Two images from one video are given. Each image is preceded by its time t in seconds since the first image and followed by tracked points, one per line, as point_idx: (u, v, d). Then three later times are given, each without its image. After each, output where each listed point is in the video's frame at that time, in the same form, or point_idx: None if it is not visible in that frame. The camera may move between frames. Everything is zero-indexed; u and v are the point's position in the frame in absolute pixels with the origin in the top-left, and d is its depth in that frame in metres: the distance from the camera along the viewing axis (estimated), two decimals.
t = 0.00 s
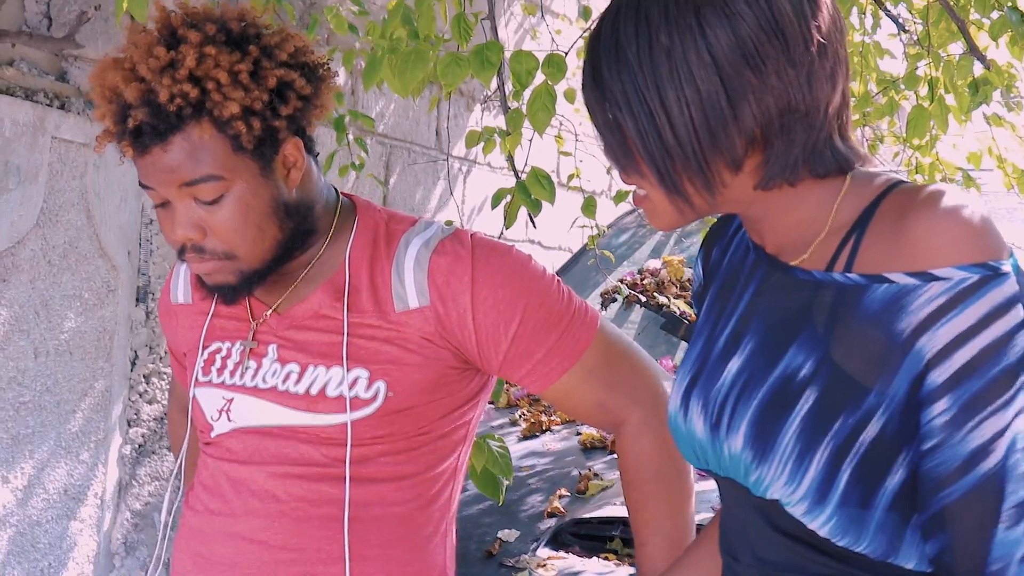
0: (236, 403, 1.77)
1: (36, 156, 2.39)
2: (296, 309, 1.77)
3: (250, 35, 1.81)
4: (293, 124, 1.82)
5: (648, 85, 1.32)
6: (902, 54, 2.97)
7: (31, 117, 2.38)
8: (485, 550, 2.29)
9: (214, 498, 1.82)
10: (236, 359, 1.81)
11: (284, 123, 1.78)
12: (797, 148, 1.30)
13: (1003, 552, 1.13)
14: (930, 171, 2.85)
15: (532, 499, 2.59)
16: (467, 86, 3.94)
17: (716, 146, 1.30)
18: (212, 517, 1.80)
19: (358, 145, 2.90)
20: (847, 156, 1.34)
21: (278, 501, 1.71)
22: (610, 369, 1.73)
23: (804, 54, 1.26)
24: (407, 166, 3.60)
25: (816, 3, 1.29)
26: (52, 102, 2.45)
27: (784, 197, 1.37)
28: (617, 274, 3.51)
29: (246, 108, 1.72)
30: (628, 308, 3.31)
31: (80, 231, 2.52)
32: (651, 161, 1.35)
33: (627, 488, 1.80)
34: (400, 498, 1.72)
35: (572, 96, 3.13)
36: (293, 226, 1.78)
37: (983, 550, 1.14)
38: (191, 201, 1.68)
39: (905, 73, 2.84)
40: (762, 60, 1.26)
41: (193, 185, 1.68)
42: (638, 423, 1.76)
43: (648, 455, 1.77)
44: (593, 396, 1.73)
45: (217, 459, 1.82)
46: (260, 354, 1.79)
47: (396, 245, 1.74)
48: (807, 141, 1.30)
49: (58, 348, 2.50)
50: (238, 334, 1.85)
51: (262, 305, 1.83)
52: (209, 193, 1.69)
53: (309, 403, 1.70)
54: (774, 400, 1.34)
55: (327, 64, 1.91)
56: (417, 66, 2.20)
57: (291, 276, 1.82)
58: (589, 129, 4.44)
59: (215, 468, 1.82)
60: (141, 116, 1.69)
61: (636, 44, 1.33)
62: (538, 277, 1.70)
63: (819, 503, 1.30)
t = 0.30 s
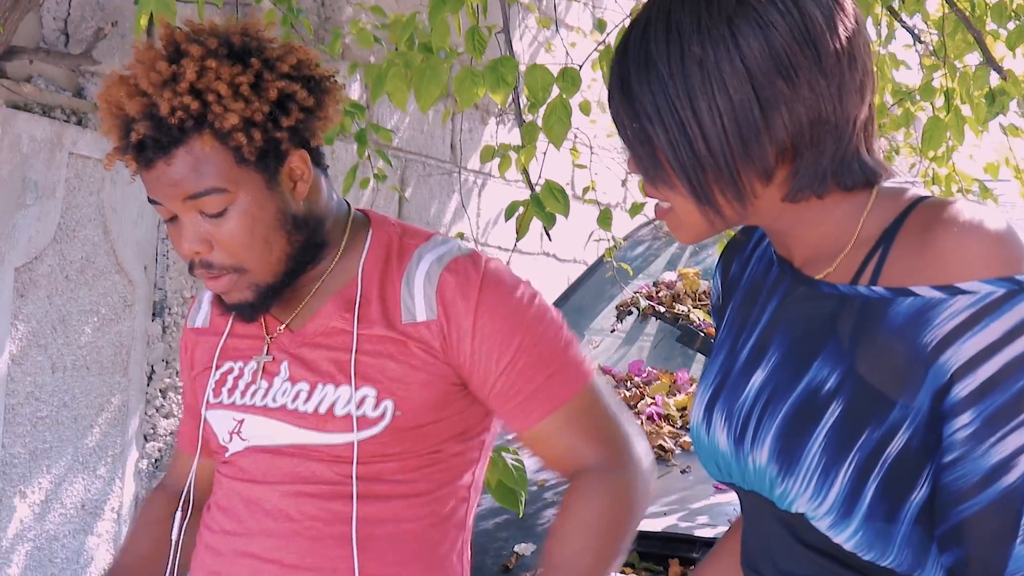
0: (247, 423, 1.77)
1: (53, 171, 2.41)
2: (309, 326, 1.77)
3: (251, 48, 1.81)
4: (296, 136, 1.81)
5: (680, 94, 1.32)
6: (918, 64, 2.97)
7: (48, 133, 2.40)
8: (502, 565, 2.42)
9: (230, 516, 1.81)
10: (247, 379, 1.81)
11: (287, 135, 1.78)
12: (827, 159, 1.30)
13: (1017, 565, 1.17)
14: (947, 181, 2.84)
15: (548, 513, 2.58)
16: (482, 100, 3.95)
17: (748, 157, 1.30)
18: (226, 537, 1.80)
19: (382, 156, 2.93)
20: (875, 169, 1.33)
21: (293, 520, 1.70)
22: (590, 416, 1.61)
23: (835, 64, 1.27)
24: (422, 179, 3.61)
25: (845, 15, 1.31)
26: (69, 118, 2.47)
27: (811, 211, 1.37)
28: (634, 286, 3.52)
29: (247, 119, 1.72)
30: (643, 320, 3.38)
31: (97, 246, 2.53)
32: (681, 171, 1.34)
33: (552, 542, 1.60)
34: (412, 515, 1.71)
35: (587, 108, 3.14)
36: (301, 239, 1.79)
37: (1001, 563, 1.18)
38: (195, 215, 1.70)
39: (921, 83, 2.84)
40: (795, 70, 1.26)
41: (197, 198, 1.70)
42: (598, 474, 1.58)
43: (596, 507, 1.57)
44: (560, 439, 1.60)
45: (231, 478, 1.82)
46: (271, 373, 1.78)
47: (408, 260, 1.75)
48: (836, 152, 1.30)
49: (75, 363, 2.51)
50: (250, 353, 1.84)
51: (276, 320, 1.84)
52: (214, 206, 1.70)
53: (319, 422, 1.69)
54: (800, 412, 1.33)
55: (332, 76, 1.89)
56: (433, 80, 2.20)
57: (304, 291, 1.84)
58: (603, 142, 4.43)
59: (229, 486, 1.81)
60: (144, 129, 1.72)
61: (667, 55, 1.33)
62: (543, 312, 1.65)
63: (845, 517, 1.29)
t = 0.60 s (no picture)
0: (244, 439, 1.75)
1: (45, 193, 2.41)
2: (308, 343, 1.76)
3: (262, 58, 1.83)
4: (301, 144, 1.82)
5: (678, 113, 1.32)
6: (906, 83, 2.99)
7: (39, 156, 2.39)
8: None
9: (224, 538, 1.80)
10: (244, 396, 1.79)
11: (290, 139, 1.78)
12: (824, 178, 1.30)
13: None
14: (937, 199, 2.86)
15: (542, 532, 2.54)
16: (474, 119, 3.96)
17: (745, 176, 1.30)
18: (222, 554, 1.78)
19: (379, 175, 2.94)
20: (872, 188, 1.34)
21: (291, 537, 1.69)
22: (520, 480, 1.54)
23: (833, 85, 1.27)
24: (415, 198, 3.62)
25: (845, 37, 1.30)
26: (61, 140, 2.47)
27: (807, 229, 1.37)
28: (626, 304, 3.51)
29: (253, 122, 1.73)
30: (637, 338, 3.35)
31: (89, 269, 2.53)
32: (679, 189, 1.35)
33: None
34: (408, 534, 1.71)
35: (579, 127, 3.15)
36: (302, 249, 1.78)
37: None
38: (198, 219, 1.69)
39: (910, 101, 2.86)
40: (793, 90, 1.26)
41: (201, 202, 1.69)
42: (501, 531, 1.50)
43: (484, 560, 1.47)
44: (482, 487, 1.54)
45: (227, 496, 1.80)
46: (269, 391, 1.77)
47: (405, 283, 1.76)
48: (833, 171, 1.31)
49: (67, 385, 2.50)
50: (251, 369, 1.83)
51: (275, 335, 1.84)
52: (218, 210, 1.69)
53: (314, 440, 1.69)
54: (792, 430, 1.33)
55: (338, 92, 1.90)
56: (426, 103, 2.21)
57: (302, 308, 1.84)
58: (596, 159, 4.45)
59: (224, 506, 1.80)
60: (151, 130, 1.72)
61: (666, 72, 1.33)
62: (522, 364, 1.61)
63: (837, 535, 1.29)
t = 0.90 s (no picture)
0: (236, 449, 1.76)
1: (41, 199, 2.41)
2: (308, 345, 1.75)
3: (265, 63, 1.82)
4: (305, 151, 1.82)
5: (683, 112, 1.32)
6: (903, 87, 2.99)
7: (35, 161, 2.39)
8: None
9: (221, 543, 1.80)
10: (236, 404, 1.79)
11: (297, 147, 1.78)
12: (828, 180, 1.30)
13: None
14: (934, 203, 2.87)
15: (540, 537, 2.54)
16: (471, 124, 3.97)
17: (749, 175, 1.30)
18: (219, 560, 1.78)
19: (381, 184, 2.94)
20: (874, 192, 1.34)
21: (287, 547, 1.70)
22: (483, 498, 1.58)
23: (838, 87, 1.28)
24: (411, 203, 3.62)
25: (851, 39, 1.31)
26: (57, 145, 2.47)
27: (811, 231, 1.37)
28: (622, 309, 3.50)
29: (260, 128, 1.73)
30: (634, 343, 3.35)
31: (85, 273, 2.52)
32: (683, 189, 1.35)
33: None
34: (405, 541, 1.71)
35: (574, 131, 3.16)
36: (303, 255, 1.78)
37: None
38: (201, 224, 1.69)
39: (906, 106, 2.86)
40: (798, 91, 1.27)
41: (203, 208, 1.68)
42: (449, 546, 1.55)
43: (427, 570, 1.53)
44: (444, 500, 1.59)
45: (224, 503, 1.80)
46: (260, 401, 1.77)
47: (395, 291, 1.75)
48: (837, 173, 1.31)
49: (63, 391, 2.49)
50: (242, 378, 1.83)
51: (269, 340, 1.84)
52: (220, 216, 1.69)
53: (303, 450, 1.69)
54: (789, 434, 1.33)
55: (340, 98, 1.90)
56: (422, 112, 2.21)
57: (297, 314, 1.83)
58: (592, 164, 4.45)
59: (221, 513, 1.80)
60: (156, 134, 1.71)
61: (672, 73, 1.33)
62: (504, 378, 1.64)
63: (832, 539, 1.29)
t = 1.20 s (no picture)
0: (237, 459, 1.75)
1: (44, 206, 2.41)
2: (300, 361, 1.75)
3: (253, 76, 1.81)
4: (296, 164, 1.80)
5: (695, 113, 1.32)
6: (905, 91, 2.99)
7: (38, 167, 2.40)
8: None
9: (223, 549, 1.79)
10: (236, 415, 1.79)
11: (288, 163, 1.77)
12: (839, 182, 1.30)
13: None
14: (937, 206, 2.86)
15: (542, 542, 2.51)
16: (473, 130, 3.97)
17: (762, 176, 1.31)
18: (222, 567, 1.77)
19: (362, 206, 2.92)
20: (884, 195, 1.33)
21: (293, 554, 1.70)
22: (511, 503, 1.59)
23: (850, 88, 1.28)
24: (412, 209, 3.62)
25: (863, 40, 1.32)
26: (60, 151, 2.47)
27: (821, 233, 1.37)
28: (625, 314, 3.50)
29: (250, 146, 1.72)
30: (636, 347, 3.34)
31: (88, 279, 2.52)
32: (695, 190, 1.35)
33: None
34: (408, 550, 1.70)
35: (577, 136, 3.16)
36: (298, 268, 1.78)
37: None
38: (194, 242, 1.69)
39: (908, 109, 2.86)
40: (811, 91, 1.27)
41: (197, 227, 1.68)
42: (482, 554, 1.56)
43: None
44: (473, 507, 1.59)
45: (227, 510, 1.80)
46: (260, 410, 1.77)
47: (394, 297, 1.75)
48: (848, 175, 1.30)
49: (65, 397, 2.49)
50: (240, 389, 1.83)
51: (267, 352, 1.83)
52: (213, 234, 1.69)
53: (306, 459, 1.68)
54: (797, 438, 1.33)
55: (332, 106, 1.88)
56: (422, 114, 2.20)
57: (296, 324, 1.83)
58: (594, 169, 4.44)
59: (224, 520, 1.80)
60: (145, 155, 1.71)
61: (684, 73, 1.33)
62: (513, 381, 1.64)
63: (839, 544, 1.29)
